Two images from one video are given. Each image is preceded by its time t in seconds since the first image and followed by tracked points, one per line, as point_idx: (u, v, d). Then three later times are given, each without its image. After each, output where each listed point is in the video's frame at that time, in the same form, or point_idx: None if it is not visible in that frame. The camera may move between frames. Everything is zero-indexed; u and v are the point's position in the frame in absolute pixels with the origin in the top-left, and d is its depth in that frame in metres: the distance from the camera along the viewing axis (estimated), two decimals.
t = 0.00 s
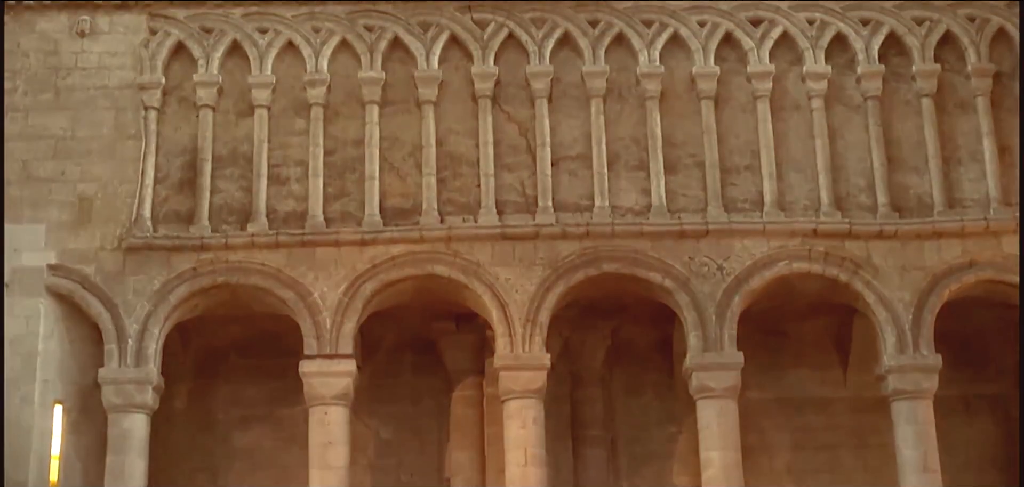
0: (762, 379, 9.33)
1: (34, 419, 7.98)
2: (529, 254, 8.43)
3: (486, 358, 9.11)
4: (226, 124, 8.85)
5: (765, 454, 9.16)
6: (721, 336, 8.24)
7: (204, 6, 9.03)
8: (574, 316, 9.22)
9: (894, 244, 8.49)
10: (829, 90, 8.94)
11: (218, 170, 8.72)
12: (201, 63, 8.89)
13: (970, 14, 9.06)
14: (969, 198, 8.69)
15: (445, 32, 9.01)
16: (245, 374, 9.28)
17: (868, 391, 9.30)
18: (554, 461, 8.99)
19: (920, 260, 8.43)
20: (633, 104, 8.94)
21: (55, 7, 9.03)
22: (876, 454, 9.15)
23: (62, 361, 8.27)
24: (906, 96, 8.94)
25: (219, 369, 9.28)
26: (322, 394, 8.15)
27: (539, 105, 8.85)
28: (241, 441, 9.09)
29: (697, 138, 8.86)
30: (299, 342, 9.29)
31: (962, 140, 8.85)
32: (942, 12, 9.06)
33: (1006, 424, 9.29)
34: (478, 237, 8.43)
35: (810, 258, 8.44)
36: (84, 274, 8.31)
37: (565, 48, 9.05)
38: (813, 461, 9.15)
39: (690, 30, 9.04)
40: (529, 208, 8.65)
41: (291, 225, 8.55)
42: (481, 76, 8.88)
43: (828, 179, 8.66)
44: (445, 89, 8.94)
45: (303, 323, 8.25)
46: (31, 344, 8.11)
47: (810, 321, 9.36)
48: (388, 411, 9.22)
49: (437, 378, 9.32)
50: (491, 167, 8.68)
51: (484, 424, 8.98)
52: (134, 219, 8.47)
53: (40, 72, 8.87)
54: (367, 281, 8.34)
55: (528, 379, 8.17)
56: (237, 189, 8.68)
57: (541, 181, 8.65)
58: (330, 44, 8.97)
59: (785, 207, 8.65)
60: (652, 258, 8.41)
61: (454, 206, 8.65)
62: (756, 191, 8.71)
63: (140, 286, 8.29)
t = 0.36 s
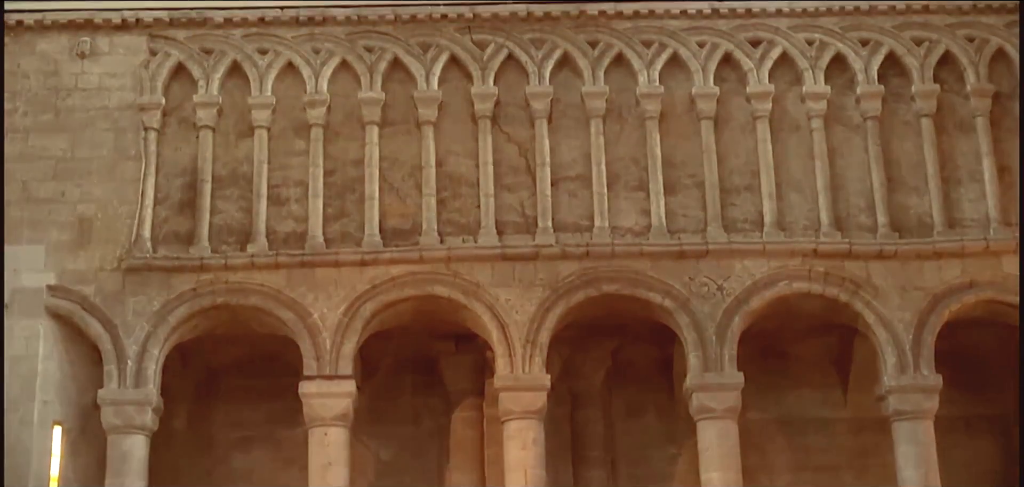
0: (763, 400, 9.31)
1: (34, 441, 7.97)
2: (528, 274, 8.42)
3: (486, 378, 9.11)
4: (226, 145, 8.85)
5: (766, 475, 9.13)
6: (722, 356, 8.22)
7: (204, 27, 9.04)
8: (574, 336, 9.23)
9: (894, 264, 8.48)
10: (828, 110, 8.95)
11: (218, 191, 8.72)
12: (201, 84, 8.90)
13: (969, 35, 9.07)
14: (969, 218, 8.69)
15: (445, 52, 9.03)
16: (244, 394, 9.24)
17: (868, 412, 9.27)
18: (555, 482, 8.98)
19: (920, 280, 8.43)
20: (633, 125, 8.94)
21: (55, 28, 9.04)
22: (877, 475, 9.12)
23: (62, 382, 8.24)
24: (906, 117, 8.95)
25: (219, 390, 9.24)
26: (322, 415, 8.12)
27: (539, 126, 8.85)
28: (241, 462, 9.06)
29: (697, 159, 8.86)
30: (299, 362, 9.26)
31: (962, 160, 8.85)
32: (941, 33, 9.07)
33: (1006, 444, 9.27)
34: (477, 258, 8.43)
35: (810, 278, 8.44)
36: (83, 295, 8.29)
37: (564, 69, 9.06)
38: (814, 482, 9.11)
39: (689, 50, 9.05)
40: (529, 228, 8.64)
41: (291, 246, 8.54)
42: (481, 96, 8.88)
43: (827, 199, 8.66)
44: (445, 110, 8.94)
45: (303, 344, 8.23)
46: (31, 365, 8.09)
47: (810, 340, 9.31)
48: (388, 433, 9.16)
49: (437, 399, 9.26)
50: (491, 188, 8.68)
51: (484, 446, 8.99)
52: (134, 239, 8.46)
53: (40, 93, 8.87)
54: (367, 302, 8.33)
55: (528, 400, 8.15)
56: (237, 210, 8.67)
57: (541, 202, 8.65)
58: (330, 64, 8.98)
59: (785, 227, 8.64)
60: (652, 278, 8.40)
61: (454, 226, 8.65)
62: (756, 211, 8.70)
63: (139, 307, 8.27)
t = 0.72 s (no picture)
0: (763, 421, 9.29)
1: (32, 461, 7.90)
2: (528, 295, 8.41)
3: (486, 400, 9.08)
4: (226, 166, 8.85)
5: None
6: (722, 377, 8.20)
7: (204, 48, 9.05)
8: (573, 358, 9.18)
9: (894, 284, 8.47)
10: (828, 131, 8.96)
11: (218, 212, 8.70)
12: (201, 105, 8.90)
13: (968, 55, 9.09)
14: (969, 238, 8.69)
15: (445, 73, 9.04)
16: (244, 415, 9.21)
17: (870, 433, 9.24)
18: None
19: (920, 301, 8.42)
20: (633, 145, 8.95)
21: (55, 50, 9.04)
22: None
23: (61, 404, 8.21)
24: (905, 137, 8.96)
25: (219, 411, 9.22)
26: (322, 436, 8.08)
27: (539, 146, 8.85)
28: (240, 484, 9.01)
29: (697, 179, 8.86)
30: (299, 383, 9.23)
31: (962, 180, 8.86)
32: (940, 53, 9.09)
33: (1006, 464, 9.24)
34: (477, 279, 8.42)
35: (810, 299, 8.43)
36: (83, 317, 8.27)
37: (564, 90, 9.07)
38: None
39: (689, 71, 9.06)
40: (529, 249, 8.63)
41: (291, 267, 8.53)
42: (481, 117, 8.89)
43: (827, 220, 8.65)
44: (445, 130, 8.95)
45: (302, 366, 8.20)
46: (30, 387, 8.05)
47: (808, 363, 9.34)
48: (387, 454, 9.13)
49: (436, 420, 9.24)
50: (491, 208, 8.67)
51: (484, 468, 8.98)
52: (133, 261, 8.45)
53: (40, 115, 8.88)
54: (366, 323, 8.31)
55: (528, 421, 8.11)
56: (236, 231, 8.66)
57: (541, 223, 8.64)
58: (330, 85, 8.98)
59: (785, 248, 8.64)
60: (652, 299, 8.39)
61: (454, 247, 8.64)
62: (756, 231, 8.70)
63: (139, 329, 8.25)
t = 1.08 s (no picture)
0: (764, 444, 9.25)
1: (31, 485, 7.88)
2: (529, 317, 8.40)
3: (487, 422, 9.04)
4: (226, 189, 8.83)
5: None
6: (723, 399, 8.18)
7: (204, 71, 9.06)
8: (573, 381, 9.17)
9: (894, 306, 8.47)
10: (828, 153, 8.96)
11: (218, 235, 8.69)
12: (201, 128, 8.90)
13: (967, 77, 9.11)
14: (969, 260, 8.68)
15: (445, 96, 9.05)
16: (245, 437, 9.18)
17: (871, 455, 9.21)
18: None
19: (921, 323, 8.42)
20: (633, 168, 8.95)
21: (56, 72, 9.05)
22: None
23: (60, 427, 8.18)
24: (905, 159, 8.97)
25: (220, 433, 9.19)
26: (322, 459, 8.05)
27: (539, 168, 8.85)
28: None
29: (697, 201, 8.85)
30: (299, 407, 9.15)
31: (962, 203, 8.86)
32: (939, 75, 9.11)
33: None
34: (477, 301, 8.41)
35: (810, 321, 8.42)
36: (83, 339, 8.25)
37: (564, 112, 9.07)
38: None
39: (689, 93, 9.07)
40: (530, 271, 8.62)
41: (291, 289, 8.51)
42: (481, 139, 8.89)
43: (828, 242, 8.65)
44: (445, 152, 8.94)
45: (302, 389, 8.17)
46: (30, 409, 8.04)
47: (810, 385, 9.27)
48: (388, 477, 9.10)
49: (437, 442, 9.21)
50: (491, 231, 8.67)
51: None
52: (133, 283, 8.44)
53: (40, 137, 8.88)
54: (366, 346, 8.29)
55: (529, 444, 8.08)
56: (237, 253, 8.65)
57: (541, 245, 8.64)
58: (330, 108, 8.99)
59: (785, 270, 8.64)
60: (653, 321, 8.38)
61: (454, 269, 8.62)
62: (757, 253, 8.69)
63: (139, 352, 8.23)
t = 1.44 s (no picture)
0: (764, 467, 9.23)
1: None
2: (528, 342, 8.40)
3: (489, 447, 9.03)
4: (226, 214, 8.82)
5: None
6: (723, 424, 8.17)
7: (204, 96, 9.07)
8: (574, 405, 9.09)
9: (894, 331, 8.48)
10: (828, 178, 8.95)
11: (217, 259, 8.68)
12: (201, 153, 8.89)
13: (966, 102, 9.12)
14: (969, 285, 8.68)
15: (445, 120, 9.05)
16: (245, 462, 9.14)
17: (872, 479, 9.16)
18: None
19: (921, 348, 8.42)
20: (633, 192, 8.94)
21: (56, 98, 9.05)
22: None
23: (59, 453, 8.16)
24: (905, 184, 8.95)
25: (221, 459, 9.13)
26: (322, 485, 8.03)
27: (539, 193, 8.85)
28: None
29: (697, 226, 8.84)
30: (299, 432, 9.10)
31: (962, 226, 8.85)
32: (938, 99, 9.12)
33: None
34: (477, 326, 8.41)
35: (811, 346, 8.42)
36: (83, 365, 8.25)
37: (564, 136, 9.07)
38: None
39: (688, 118, 9.08)
40: (529, 296, 8.62)
41: (291, 314, 8.50)
42: (481, 164, 8.89)
43: (827, 266, 8.65)
44: (445, 177, 8.94)
45: (302, 414, 8.16)
46: (28, 434, 8.05)
47: (809, 409, 9.22)
48: None
49: (437, 466, 9.17)
50: (491, 255, 8.67)
51: None
52: (133, 308, 8.43)
53: (40, 162, 8.87)
54: (366, 371, 8.28)
55: (529, 469, 8.06)
56: (236, 278, 8.63)
57: (541, 269, 8.63)
58: (330, 133, 8.98)
59: (786, 294, 8.63)
60: (653, 346, 8.38)
61: (454, 294, 8.62)
62: (757, 278, 8.69)
63: (138, 377, 8.22)
